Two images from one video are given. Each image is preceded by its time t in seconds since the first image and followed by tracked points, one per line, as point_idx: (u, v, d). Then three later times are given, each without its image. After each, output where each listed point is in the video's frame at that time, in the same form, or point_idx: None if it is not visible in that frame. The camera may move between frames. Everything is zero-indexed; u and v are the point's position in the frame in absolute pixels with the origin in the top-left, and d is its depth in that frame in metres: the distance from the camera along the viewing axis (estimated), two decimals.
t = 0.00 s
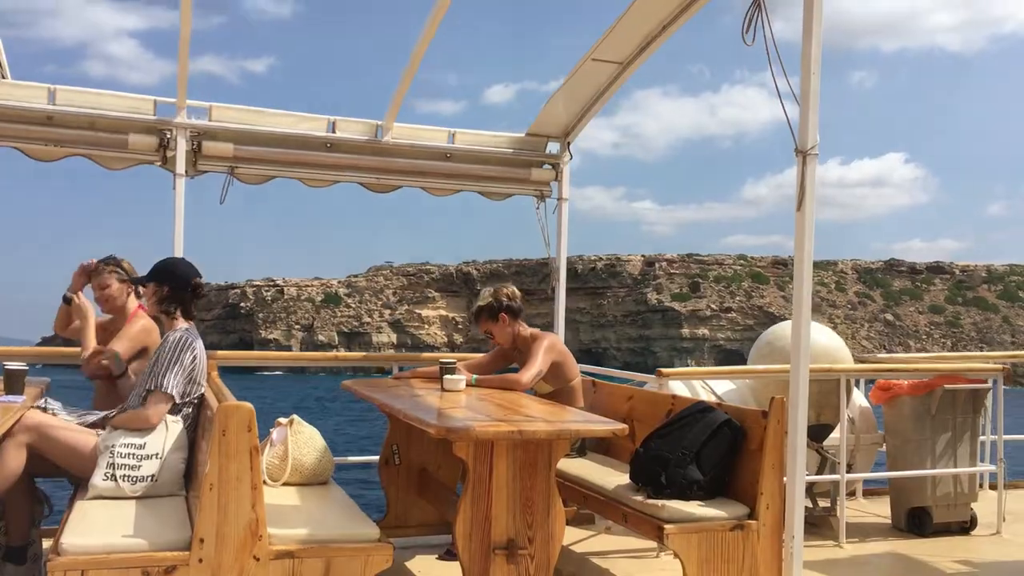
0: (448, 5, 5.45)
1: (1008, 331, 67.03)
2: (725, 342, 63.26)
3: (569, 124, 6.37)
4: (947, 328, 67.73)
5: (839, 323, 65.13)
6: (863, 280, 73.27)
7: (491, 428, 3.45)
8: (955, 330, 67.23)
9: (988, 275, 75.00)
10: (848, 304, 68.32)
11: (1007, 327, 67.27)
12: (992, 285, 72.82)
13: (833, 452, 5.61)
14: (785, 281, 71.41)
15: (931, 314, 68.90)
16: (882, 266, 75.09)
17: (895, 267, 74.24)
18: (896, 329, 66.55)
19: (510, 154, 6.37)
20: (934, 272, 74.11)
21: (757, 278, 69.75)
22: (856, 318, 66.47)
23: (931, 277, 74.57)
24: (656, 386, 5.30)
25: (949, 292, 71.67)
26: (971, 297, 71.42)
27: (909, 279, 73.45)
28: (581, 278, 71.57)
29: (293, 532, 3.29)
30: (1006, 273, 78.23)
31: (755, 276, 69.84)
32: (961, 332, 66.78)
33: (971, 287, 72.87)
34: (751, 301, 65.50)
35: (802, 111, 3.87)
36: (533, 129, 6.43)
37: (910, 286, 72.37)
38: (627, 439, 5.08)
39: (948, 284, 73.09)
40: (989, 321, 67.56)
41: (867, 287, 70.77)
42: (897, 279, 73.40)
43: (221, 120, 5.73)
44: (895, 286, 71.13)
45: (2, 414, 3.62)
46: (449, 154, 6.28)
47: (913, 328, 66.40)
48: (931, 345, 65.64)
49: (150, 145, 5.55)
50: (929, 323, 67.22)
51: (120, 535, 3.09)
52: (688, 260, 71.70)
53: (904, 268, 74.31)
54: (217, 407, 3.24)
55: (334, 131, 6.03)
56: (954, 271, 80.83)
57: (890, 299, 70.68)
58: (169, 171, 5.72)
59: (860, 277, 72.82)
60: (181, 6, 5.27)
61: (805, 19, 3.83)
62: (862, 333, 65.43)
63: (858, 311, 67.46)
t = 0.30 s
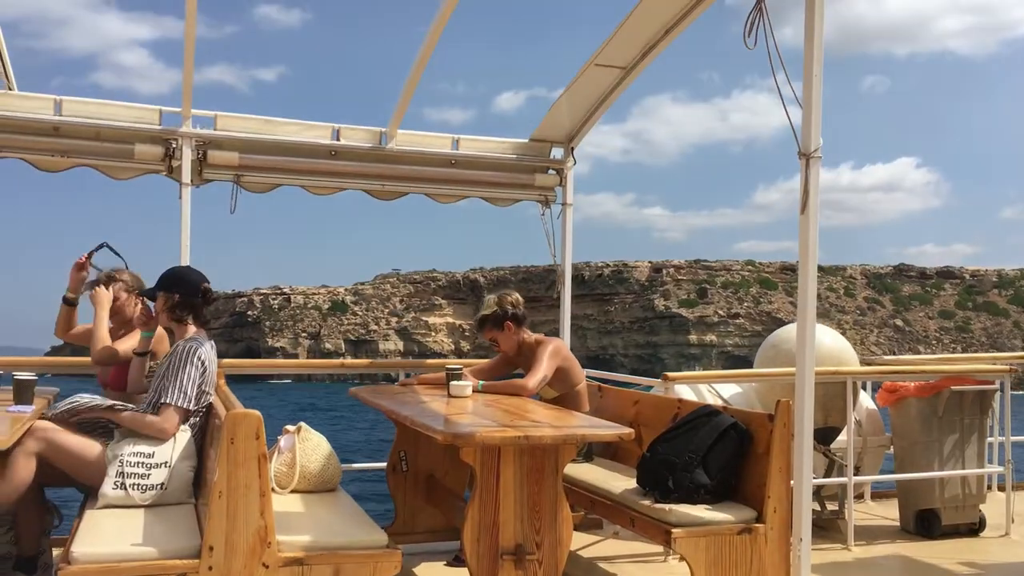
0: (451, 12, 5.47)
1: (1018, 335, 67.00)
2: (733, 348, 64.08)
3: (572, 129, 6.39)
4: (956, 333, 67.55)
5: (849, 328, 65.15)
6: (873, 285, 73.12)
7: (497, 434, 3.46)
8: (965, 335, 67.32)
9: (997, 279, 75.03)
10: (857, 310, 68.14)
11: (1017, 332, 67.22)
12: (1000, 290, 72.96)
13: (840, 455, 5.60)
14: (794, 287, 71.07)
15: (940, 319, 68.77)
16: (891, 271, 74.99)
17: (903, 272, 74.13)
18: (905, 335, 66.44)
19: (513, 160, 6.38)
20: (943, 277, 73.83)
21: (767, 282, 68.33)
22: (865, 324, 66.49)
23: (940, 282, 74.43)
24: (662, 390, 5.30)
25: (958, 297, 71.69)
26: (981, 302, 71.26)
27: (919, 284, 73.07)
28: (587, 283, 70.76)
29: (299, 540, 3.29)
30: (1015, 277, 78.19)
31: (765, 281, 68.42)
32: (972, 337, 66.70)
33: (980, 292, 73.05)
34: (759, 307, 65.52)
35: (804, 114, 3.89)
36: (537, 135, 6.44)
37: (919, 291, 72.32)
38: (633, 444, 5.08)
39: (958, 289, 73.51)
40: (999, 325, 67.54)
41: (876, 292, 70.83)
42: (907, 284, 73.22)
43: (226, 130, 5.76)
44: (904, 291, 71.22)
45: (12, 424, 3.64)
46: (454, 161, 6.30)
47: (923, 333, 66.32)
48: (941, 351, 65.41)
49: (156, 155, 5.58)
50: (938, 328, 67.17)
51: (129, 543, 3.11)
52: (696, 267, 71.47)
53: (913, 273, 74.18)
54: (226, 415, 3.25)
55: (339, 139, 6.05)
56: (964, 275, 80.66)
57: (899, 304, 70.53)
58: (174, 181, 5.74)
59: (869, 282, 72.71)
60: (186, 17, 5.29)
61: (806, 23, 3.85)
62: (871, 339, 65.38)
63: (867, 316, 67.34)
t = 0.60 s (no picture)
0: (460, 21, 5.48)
1: None
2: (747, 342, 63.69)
3: (582, 138, 6.38)
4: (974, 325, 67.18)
5: (864, 322, 64.97)
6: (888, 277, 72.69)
7: (511, 445, 3.45)
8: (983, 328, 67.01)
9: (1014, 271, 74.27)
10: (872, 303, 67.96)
11: None
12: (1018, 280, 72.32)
13: (857, 462, 5.56)
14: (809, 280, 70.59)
15: (958, 311, 68.28)
16: (908, 263, 74.60)
17: (920, 264, 73.74)
18: (921, 327, 66.19)
19: (524, 169, 6.39)
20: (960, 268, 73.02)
21: (781, 276, 68.40)
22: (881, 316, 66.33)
23: (959, 273, 73.33)
24: (676, 399, 5.28)
25: (976, 288, 70.92)
26: (999, 292, 70.63)
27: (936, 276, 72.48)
28: (600, 279, 71.82)
29: (314, 554, 3.29)
30: None
31: (779, 275, 68.47)
32: (989, 329, 66.24)
33: (999, 282, 72.13)
34: (773, 300, 65.14)
35: (815, 119, 3.88)
36: (547, 144, 6.44)
37: (936, 283, 71.92)
38: (648, 453, 5.05)
39: (975, 280, 71.76)
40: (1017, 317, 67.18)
41: (892, 284, 70.51)
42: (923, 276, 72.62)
43: (237, 144, 5.78)
44: (920, 283, 70.73)
45: (28, 439, 3.66)
46: (464, 171, 6.31)
47: (940, 326, 65.87)
48: (958, 343, 64.98)
49: (168, 169, 5.60)
50: (954, 320, 66.87)
51: (145, 558, 3.12)
52: (710, 260, 70.69)
53: (930, 265, 73.69)
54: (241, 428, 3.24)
55: (349, 151, 6.07)
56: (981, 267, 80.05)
57: (914, 296, 70.21)
58: (186, 195, 5.76)
59: (885, 274, 72.47)
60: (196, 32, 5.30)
61: (816, 28, 3.84)
62: (886, 331, 65.23)
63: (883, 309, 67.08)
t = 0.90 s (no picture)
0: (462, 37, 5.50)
1: None
2: (753, 327, 67.87)
3: (585, 150, 6.40)
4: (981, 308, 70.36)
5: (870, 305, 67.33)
6: (895, 261, 74.96)
7: (517, 457, 3.44)
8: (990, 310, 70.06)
9: None
10: (879, 287, 70.40)
11: None
12: None
13: (865, 472, 5.54)
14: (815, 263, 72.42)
15: (965, 294, 71.76)
16: (915, 246, 77.33)
17: (928, 247, 77.03)
18: (927, 310, 69.15)
19: (528, 182, 6.40)
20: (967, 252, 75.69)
21: (787, 261, 70.32)
22: (888, 300, 68.90)
23: (965, 256, 76.36)
24: (682, 410, 5.27)
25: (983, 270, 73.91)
26: (1006, 276, 73.32)
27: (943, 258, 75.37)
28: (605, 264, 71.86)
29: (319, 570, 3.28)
30: None
31: (784, 259, 70.39)
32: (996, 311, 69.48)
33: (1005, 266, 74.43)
34: (779, 285, 67.49)
35: (818, 127, 3.87)
36: (550, 157, 6.46)
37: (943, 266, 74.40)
38: (654, 464, 5.05)
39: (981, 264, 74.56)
40: None
41: (899, 268, 73.61)
42: (931, 259, 75.39)
43: (242, 160, 5.80)
44: (928, 266, 73.93)
45: (33, 457, 3.67)
46: (468, 184, 6.32)
47: (947, 309, 69.11)
48: (965, 326, 67.98)
49: (174, 186, 5.61)
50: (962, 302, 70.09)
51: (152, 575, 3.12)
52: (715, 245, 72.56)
53: (937, 247, 76.43)
54: (247, 443, 3.24)
55: (353, 165, 6.09)
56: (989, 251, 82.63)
57: (921, 280, 72.61)
58: (191, 211, 5.78)
59: (892, 258, 75.00)
60: (199, 49, 5.33)
61: (819, 40, 3.83)
62: (893, 315, 67.68)
63: (890, 292, 70.03)
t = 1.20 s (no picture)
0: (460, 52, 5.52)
1: None
2: (751, 311, 69.73)
3: (583, 166, 6.41)
4: (980, 290, 75.26)
5: (868, 290, 68.72)
6: (895, 245, 78.71)
7: (518, 474, 3.43)
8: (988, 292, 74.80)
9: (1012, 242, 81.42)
10: (878, 269, 71.94)
11: None
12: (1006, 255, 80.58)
13: (865, 486, 5.53)
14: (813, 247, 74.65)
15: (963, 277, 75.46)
16: (912, 230, 80.33)
17: (924, 231, 80.84)
18: (926, 293, 72.20)
19: (527, 197, 6.41)
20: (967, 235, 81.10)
21: (785, 245, 71.74)
22: (887, 284, 70.60)
23: (964, 239, 81.45)
24: (682, 424, 5.26)
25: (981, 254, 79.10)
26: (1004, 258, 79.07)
27: (941, 242, 80.51)
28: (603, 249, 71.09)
29: None
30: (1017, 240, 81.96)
31: (783, 244, 71.80)
32: (994, 295, 75.05)
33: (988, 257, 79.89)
34: (777, 270, 68.63)
35: (815, 142, 3.88)
36: (548, 172, 6.46)
37: (942, 250, 78.37)
38: (654, 479, 5.03)
39: (981, 247, 80.24)
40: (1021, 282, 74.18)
41: (898, 253, 75.72)
42: (929, 242, 79.24)
43: (238, 175, 5.80)
44: (926, 250, 77.79)
45: (29, 475, 3.66)
46: (466, 200, 6.32)
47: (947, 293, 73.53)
48: (964, 310, 74.31)
49: (170, 203, 5.61)
50: (961, 286, 74.33)
51: None
52: (714, 230, 73.72)
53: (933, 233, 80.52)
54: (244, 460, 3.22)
55: (350, 181, 6.09)
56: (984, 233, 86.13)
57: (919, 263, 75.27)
58: (189, 228, 5.78)
59: (890, 241, 77.87)
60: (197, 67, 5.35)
61: (815, 57, 3.85)
62: (892, 299, 70.79)
63: (889, 277, 71.11)
